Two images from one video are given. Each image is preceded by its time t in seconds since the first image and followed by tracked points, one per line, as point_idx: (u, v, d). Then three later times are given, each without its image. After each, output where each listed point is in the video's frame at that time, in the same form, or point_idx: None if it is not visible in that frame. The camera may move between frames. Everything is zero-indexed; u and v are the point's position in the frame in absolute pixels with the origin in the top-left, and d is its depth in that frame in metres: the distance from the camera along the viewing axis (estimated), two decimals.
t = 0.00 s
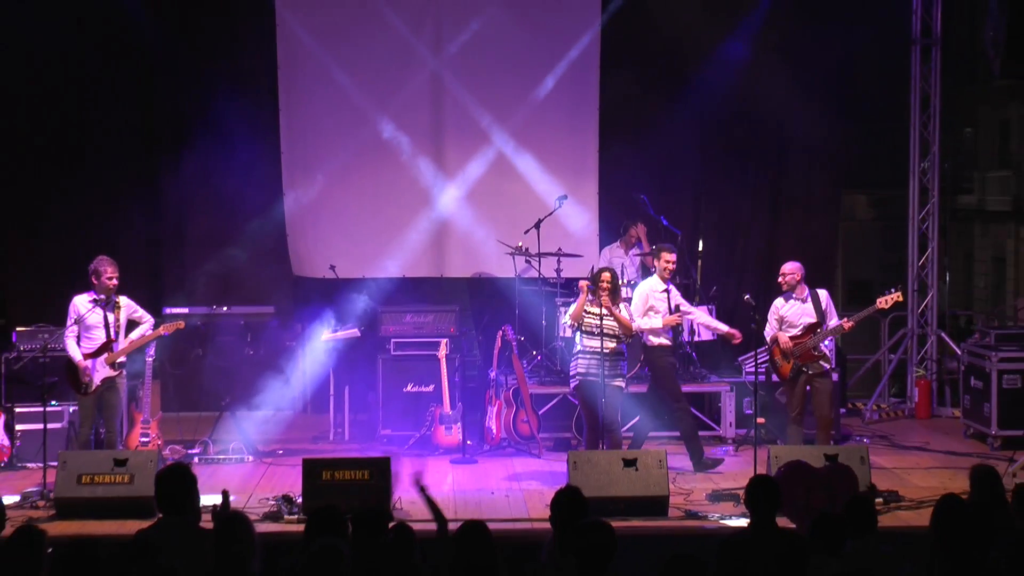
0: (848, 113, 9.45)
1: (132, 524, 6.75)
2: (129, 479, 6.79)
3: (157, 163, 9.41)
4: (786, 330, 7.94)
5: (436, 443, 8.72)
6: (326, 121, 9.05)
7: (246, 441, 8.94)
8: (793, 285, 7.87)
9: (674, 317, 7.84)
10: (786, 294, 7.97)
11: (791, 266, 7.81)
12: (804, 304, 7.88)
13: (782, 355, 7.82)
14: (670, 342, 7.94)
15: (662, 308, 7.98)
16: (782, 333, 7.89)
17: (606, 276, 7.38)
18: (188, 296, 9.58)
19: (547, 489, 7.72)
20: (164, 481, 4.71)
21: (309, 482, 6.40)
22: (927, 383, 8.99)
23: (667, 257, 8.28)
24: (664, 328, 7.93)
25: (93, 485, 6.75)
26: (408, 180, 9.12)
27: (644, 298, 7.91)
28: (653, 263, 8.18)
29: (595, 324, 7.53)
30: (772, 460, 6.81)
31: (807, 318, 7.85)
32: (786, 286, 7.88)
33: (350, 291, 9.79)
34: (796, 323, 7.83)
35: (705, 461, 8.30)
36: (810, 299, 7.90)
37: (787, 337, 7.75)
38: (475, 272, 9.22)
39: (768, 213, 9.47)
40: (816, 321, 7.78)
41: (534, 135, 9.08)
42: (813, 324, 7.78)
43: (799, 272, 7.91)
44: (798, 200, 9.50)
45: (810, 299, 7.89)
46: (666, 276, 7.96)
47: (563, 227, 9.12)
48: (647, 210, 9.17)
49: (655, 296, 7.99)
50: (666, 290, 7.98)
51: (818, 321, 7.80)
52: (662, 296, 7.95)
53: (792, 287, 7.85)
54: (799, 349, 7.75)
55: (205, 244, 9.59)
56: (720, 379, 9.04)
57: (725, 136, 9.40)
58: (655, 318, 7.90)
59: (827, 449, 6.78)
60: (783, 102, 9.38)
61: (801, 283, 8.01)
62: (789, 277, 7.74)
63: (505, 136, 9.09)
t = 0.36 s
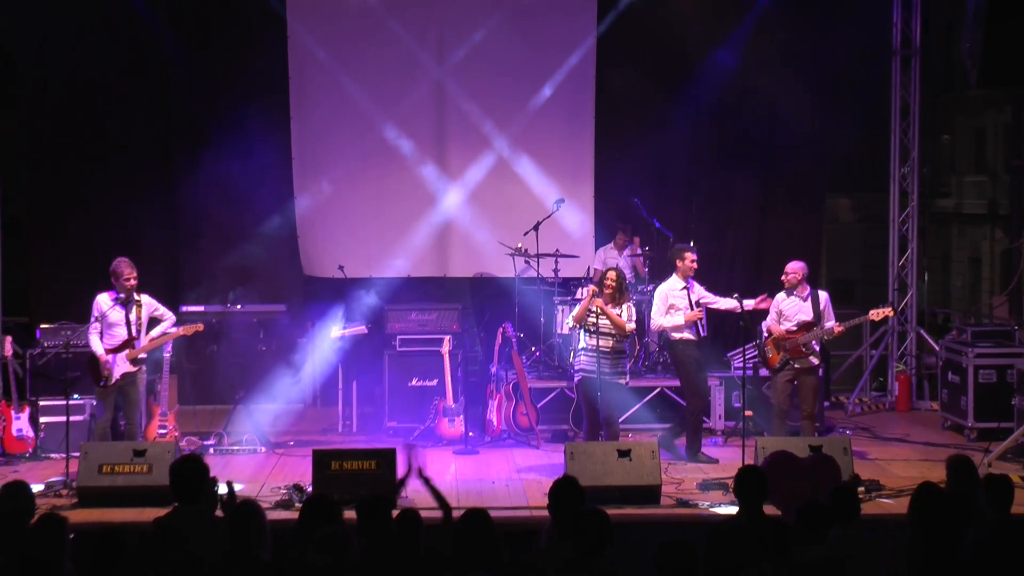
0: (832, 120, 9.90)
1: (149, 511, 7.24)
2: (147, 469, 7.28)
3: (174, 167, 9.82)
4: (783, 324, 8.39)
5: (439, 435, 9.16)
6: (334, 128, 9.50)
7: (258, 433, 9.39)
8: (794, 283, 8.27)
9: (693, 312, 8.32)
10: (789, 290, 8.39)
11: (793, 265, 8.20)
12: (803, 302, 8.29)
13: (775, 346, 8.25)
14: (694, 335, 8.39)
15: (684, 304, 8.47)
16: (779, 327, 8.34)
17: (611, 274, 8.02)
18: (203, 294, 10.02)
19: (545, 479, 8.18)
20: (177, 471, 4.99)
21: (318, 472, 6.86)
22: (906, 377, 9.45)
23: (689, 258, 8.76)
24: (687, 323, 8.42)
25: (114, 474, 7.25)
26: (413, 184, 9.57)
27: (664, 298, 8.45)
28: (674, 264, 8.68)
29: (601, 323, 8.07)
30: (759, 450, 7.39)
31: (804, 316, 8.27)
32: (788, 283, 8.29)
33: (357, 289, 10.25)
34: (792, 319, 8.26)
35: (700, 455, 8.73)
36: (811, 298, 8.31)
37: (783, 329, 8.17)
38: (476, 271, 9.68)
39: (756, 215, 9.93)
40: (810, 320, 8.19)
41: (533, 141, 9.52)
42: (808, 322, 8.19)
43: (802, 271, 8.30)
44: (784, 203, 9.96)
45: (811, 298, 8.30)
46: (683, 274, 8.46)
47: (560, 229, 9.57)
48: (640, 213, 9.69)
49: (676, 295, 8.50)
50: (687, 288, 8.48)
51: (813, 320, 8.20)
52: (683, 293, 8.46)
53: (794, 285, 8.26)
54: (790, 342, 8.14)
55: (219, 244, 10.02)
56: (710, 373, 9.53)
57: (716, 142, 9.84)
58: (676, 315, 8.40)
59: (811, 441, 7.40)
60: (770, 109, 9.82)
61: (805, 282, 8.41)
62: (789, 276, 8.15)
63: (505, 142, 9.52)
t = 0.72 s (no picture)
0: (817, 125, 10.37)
1: (168, 500, 7.73)
2: (164, 459, 7.75)
3: (189, 171, 10.28)
4: (765, 322, 8.87)
5: (442, 427, 9.62)
6: (343, 134, 9.96)
7: (270, 425, 9.87)
8: (775, 282, 8.82)
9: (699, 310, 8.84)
10: (770, 289, 8.91)
11: (775, 265, 8.75)
12: (783, 300, 8.82)
13: (757, 343, 8.70)
14: (697, 333, 8.92)
15: (690, 302, 8.98)
16: (762, 324, 8.82)
17: (608, 275, 8.52)
18: (217, 293, 10.50)
19: (543, 468, 8.65)
20: (193, 462, 5.17)
21: (327, 462, 7.32)
22: (887, 372, 9.91)
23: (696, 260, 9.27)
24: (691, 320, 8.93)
25: (133, 464, 7.75)
26: (418, 187, 10.04)
27: (672, 295, 8.96)
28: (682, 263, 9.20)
29: (596, 320, 8.53)
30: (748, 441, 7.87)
31: (784, 313, 8.79)
32: (770, 282, 8.81)
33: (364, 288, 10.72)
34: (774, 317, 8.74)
35: (691, 446, 9.25)
36: (791, 297, 8.85)
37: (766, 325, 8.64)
38: (478, 271, 10.15)
39: (744, 218, 10.41)
40: (791, 316, 8.71)
41: (532, 146, 9.97)
42: (789, 319, 8.71)
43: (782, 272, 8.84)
44: (772, 206, 10.43)
45: (791, 297, 8.84)
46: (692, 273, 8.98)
47: (558, 231, 10.04)
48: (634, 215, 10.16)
49: (684, 293, 9.02)
50: (694, 286, 9.00)
51: (793, 317, 8.72)
52: (690, 291, 8.97)
53: (776, 283, 8.80)
54: (771, 340, 8.63)
55: (232, 245, 10.48)
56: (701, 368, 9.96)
57: (706, 147, 10.30)
58: (683, 312, 8.92)
59: (796, 432, 7.84)
60: (758, 116, 10.27)
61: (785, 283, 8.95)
62: (772, 275, 8.68)
63: (505, 148, 9.98)
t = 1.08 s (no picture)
0: (802, 131, 10.86)
1: (183, 489, 8.23)
2: (180, 450, 8.25)
3: (203, 176, 10.76)
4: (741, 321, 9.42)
5: (446, 420, 10.10)
6: (350, 140, 10.44)
7: (281, 418, 10.35)
8: (749, 282, 9.43)
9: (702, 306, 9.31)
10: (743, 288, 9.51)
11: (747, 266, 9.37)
12: (757, 298, 9.43)
13: (734, 340, 9.25)
14: (701, 328, 9.35)
15: (695, 298, 9.44)
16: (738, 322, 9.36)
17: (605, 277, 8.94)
18: (229, 291, 10.98)
19: (542, 460, 9.12)
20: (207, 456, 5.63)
21: (336, 453, 7.81)
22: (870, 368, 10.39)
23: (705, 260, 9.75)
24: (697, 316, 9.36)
25: (151, 455, 8.24)
26: (422, 191, 10.52)
27: (678, 292, 9.46)
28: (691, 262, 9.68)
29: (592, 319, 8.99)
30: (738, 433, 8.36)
31: (759, 310, 9.37)
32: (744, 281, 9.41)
33: (370, 286, 11.22)
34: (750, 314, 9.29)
35: (683, 437, 9.74)
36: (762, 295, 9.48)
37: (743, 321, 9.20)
38: (479, 271, 10.63)
39: (733, 219, 10.90)
40: (765, 313, 9.29)
41: (531, 152, 10.45)
42: (763, 315, 9.29)
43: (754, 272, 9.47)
44: (760, 208, 10.92)
45: (763, 296, 9.45)
46: (698, 272, 9.45)
47: (557, 232, 10.52)
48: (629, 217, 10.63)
49: (690, 289, 9.50)
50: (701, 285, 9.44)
51: (767, 313, 9.31)
52: (695, 288, 9.44)
53: (750, 282, 9.41)
54: (749, 335, 9.19)
55: (244, 245, 10.96)
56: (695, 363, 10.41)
57: (696, 152, 10.78)
58: (687, 308, 9.40)
59: (784, 424, 8.35)
60: (746, 122, 10.75)
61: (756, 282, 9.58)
62: (747, 274, 9.28)
63: (505, 153, 10.47)
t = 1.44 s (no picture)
0: (790, 137, 11.36)
1: (197, 478, 8.73)
2: (195, 442, 8.75)
3: (216, 180, 11.27)
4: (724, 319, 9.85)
5: (448, 414, 10.59)
6: (358, 146, 10.93)
7: (291, 411, 10.84)
8: (729, 282, 9.81)
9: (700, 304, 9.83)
10: (723, 288, 9.90)
11: (726, 268, 9.75)
12: (739, 297, 9.83)
13: (719, 338, 9.72)
14: (698, 324, 9.93)
15: (695, 296, 9.98)
16: (722, 321, 9.80)
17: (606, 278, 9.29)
18: (242, 289, 11.50)
19: (540, 451, 9.59)
20: (221, 448, 6.02)
21: (344, 444, 8.29)
22: (852, 363, 10.86)
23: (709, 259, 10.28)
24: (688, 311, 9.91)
25: (166, 446, 8.75)
26: (426, 194, 11.00)
27: (679, 289, 9.96)
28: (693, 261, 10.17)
29: (588, 316, 9.49)
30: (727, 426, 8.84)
31: (742, 308, 9.79)
32: (724, 283, 9.78)
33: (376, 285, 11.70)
34: (732, 313, 9.72)
35: (677, 429, 10.22)
36: (744, 293, 9.88)
37: (726, 321, 9.71)
38: (481, 271, 11.12)
39: (723, 221, 11.39)
40: (748, 310, 9.74)
41: (530, 157, 10.93)
42: (746, 313, 9.71)
43: (733, 272, 9.85)
44: (749, 210, 11.41)
45: (744, 294, 9.84)
46: (699, 270, 9.95)
47: (555, 234, 11.01)
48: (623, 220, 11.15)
49: (690, 288, 10.00)
50: (701, 281, 9.96)
51: (749, 310, 9.75)
52: (695, 286, 9.97)
53: (729, 283, 9.79)
54: (734, 332, 9.69)
55: (256, 246, 11.48)
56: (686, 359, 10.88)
57: (688, 158, 11.29)
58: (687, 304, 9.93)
59: (772, 418, 8.85)
60: (735, 128, 11.23)
61: (737, 281, 9.94)
62: (724, 277, 9.67)
63: (506, 158, 10.95)
